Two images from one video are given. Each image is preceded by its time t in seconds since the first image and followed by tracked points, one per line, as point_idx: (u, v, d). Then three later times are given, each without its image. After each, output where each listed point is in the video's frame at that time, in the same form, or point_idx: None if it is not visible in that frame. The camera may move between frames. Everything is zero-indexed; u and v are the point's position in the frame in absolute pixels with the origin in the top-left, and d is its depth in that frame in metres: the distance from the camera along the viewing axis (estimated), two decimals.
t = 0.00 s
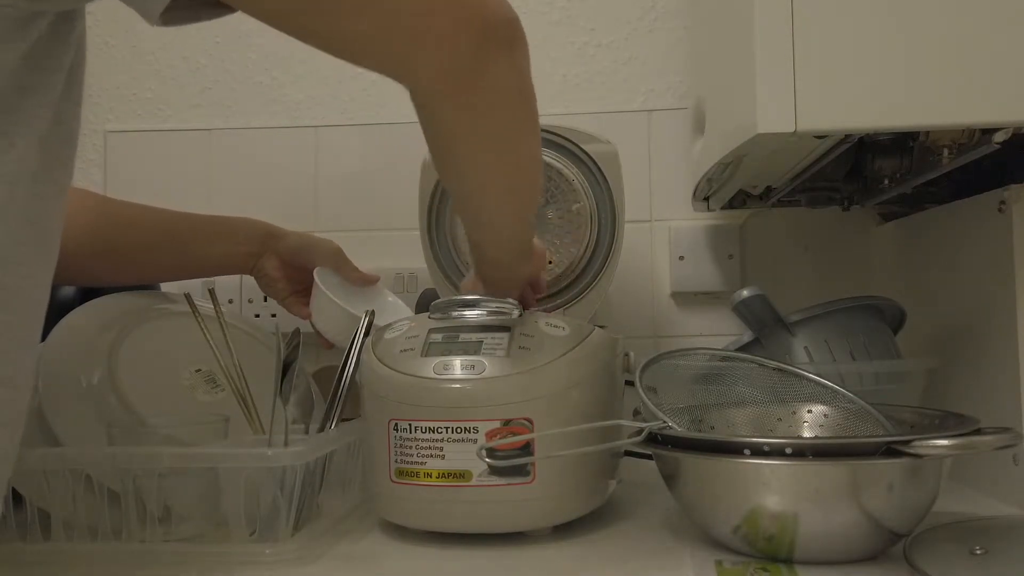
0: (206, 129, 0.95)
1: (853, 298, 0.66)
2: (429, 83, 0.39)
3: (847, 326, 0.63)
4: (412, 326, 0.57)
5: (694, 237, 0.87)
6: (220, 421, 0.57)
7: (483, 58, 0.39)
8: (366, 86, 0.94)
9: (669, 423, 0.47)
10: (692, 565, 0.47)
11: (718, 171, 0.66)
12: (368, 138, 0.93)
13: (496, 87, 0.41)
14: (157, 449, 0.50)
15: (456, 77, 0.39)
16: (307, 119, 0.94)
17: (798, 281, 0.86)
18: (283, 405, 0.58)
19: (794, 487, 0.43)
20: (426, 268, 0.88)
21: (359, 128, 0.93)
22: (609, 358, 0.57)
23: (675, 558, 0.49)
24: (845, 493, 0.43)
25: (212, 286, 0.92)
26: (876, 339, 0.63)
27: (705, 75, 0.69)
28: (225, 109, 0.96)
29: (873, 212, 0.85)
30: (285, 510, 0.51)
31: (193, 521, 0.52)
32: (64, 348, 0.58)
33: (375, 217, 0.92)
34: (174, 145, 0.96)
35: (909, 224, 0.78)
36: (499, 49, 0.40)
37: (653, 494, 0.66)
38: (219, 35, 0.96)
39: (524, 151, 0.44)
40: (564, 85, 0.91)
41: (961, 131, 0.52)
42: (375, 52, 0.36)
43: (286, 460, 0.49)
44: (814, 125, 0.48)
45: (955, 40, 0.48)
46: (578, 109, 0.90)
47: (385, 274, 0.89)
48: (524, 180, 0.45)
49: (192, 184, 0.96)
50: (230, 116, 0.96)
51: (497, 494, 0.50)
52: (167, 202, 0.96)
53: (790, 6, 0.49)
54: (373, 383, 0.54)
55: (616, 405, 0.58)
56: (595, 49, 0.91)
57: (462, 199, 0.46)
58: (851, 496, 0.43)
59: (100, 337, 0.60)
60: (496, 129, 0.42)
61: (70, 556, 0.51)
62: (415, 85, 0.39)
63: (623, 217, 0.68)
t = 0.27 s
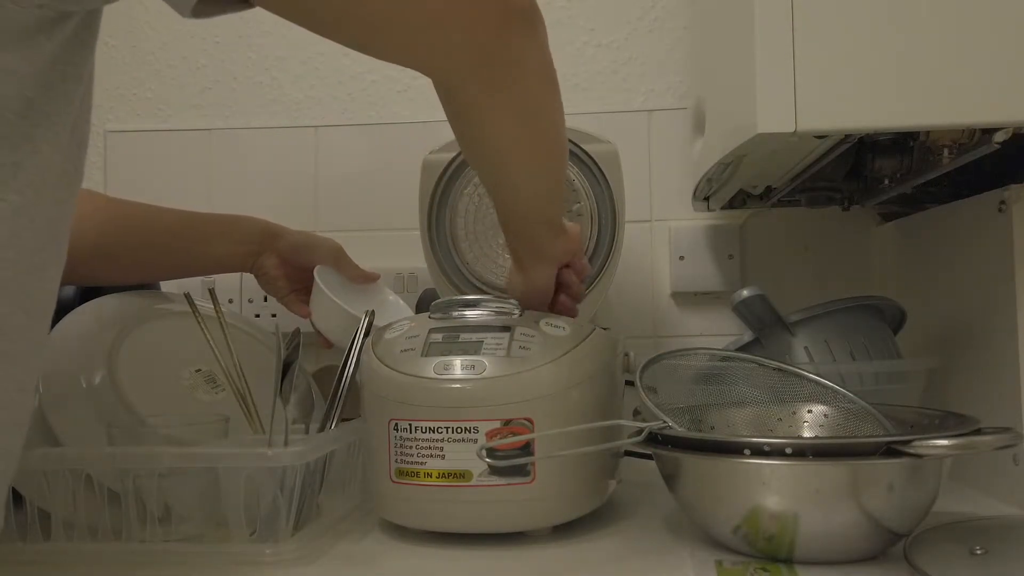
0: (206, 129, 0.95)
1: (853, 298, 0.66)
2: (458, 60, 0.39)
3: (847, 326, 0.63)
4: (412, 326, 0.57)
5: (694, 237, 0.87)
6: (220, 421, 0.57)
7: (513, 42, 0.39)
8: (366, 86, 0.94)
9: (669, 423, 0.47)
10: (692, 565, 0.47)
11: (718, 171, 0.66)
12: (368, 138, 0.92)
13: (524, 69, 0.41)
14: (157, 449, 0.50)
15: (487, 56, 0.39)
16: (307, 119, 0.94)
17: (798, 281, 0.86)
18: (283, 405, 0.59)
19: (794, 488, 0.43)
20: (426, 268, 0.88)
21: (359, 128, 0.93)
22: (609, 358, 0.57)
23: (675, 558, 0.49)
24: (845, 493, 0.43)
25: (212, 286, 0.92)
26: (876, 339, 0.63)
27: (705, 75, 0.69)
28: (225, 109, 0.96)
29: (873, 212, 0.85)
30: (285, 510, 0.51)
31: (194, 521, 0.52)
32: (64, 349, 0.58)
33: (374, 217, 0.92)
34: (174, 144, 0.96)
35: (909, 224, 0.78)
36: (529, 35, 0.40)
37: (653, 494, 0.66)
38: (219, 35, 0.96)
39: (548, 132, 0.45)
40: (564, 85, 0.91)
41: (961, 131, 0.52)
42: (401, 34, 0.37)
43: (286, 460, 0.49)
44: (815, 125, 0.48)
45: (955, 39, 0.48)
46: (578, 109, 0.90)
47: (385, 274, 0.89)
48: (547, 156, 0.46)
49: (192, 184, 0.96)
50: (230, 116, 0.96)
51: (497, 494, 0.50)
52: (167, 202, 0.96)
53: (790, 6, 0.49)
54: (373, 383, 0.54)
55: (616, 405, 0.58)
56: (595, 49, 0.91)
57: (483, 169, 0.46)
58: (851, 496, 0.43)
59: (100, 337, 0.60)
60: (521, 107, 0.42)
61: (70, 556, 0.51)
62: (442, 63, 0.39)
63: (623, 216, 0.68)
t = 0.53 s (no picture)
0: (206, 129, 0.95)
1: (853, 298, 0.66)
2: (457, 70, 0.40)
3: (847, 326, 0.63)
4: (412, 326, 0.57)
5: (694, 237, 0.87)
6: (220, 421, 0.57)
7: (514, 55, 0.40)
8: (366, 86, 0.94)
9: (669, 423, 0.47)
10: (692, 565, 0.47)
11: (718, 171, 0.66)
12: (368, 138, 0.92)
13: (526, 83, 0.42)
14: (157, 449, 0.50)
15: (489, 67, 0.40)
16: (308, 119, 0.94)
17: (799, 281, 0.86)
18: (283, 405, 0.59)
19: (794, 488, 0.43)
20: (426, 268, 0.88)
21: (359, 127, 0.93)
22: (609, 357, 0.57)
23: (675, 558, 0.49)
24: (845, 493, 0.43)
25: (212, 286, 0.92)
26: (876, 339, 0.63)
27: (705, 75, 0.69)
28: (225, 109, 0.96)
29: (873, 212, 0.85)
30: (285, 510, 0.51)
31: (194, 521, 0.52)
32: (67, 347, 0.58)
33: (374, 217, 0.92)
34: (174, 144, 0.96)
35: (909, 224, 0.78)
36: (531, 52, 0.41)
37: (653, 494, 0.66)
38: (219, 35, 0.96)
39: (550, 143, 0.45)
40: (564, 85, 0.91)
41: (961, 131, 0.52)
42: (405, 41, 0.38)
43: (286, 460, 0.49)
44: (815, 125, 0.48)
45: (955, 39, 0.48)
46: (578, 109, 0.90)
47: (385, 274, 0.88)
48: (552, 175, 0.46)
49: (192, 184, 0.96)
50: (230, 116, 0.96)
51: (497, 494, 0.50)
52: (167, 202, 0.96)
53: (790, 7, 0.49)
54: (373, 383, 0.54)
55: (616, 405, 0.58)
56: (595, 49, 0.91)
57: (488, 191, 0.46)
58: (851, 496, 0.43)
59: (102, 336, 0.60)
60: (523, 119, 0.43)
61: (71, 556, 0.51)
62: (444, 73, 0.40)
63: (623, 216, 0.68)
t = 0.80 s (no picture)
0: (206, 129, 0.95)
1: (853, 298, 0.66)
2: (454, 86, 0.40)
3: (847, 326, 0.63)
4: (412, 326, 0.57)
5: (694, 237, 0.87)
6: (219, 421, 0.57)
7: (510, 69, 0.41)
8: (366, 86, 0.94)
9: (668, 423, 0.47)
10: (692, 565, 0.47)
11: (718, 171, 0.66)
12: (368, 138, 0.92)
13: (522, 99, 0.42)
14: (157, 449, 0.50)
15: (486, 83, 0.40)
16: (308, 119, 0.94)
17: (799, 281, 0.86)
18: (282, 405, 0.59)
19: (794, 488, 0.43)
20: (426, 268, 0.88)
21: (359, 127, 0.93)
22: (609, 357, 0.57)
23: (675, 558, 0.49)
24: (845, 493, 0.43)
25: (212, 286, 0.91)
26: (876, 339, 0.63)
27: (705, 75, 0.69)
28: (225, 109, 0.96)
29: (873, 212, 0.85)
30: (285, 510, 0.51)
31: (193, 521, 0.52)
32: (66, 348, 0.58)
33: (374, 217, 0.92)
34: (174, 144, 0.96)
35: (909, 224, 0.78)
36: (528, 66, 0.42)
37: (653, 494, 0.66)
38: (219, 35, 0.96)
39: (547, 155, 0.45)
40: (564, 85, 0.91)
41: (961, 131, 0.52)
42: (403, 56, 0.38)
43: (286, 460, 0.49)
44: (815, 125, 0.48)
45: (954, 39, 0.48)
46: (578, 109, 0.90)
47: (384, 274, 0.88)
48: (551, 186, 0.46)
49: (192, 184, 0.96)
50: (230, 116, 0.96)
51: (497, 494, 0.50)
52: (167, 202, 0.96)
53: (790, 7, 0.49)
54: (373, 383, 0.54)
55: (616, 404, 0.58)
56: (595, 48, 0.91)
57: (483, 204, 0.47)
58: (851, 495, 0.43)
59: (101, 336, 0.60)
60: (520, 133, 0.43)
61: (71, 556, 0.51)
62: (442, 89, 0.40)
63: (622, 217, 0.68)
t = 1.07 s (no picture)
0: (206, 129, 0.95)
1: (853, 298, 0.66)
2: (457, 76, 0.40)
3: (847, 326, 0.63)
4: (411, 326, 0.57)
5: (694, 237, 0.87)
6: (219, 421, 0.57)
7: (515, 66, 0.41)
8: (366, 86, 0.94)
9: (669, 423, 0.47)
10: (692, 565, 0.47)
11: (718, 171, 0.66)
12: (368, 138, 0.92)
13: (527, 92, 0.42)
14: (157, 449, 0.50)
15: (488, 74, 0.40)
16: (308, 119, 0.94)
17: (799, 281, 0.86)
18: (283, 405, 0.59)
19: (794, 488, 0.43)
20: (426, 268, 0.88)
21: (359, 127, 0.93)
22: (609, 358, 0.57)
23: (675, 558, 0.49)
24: (846, 493, 0.43)
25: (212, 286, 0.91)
26: (876, 340, 0.63)
27: (705, 75, 0.69)
28: (225, 110, 0.96)
29: (873, 212, 0.85)
30: (285, 509, 0.51)
31: (193, 521, 0.52)
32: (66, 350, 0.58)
33: (374, 217, 0.92)
34: (174, 144, 0.96)
35: (909, 224, 0.78)
36: (535, 62, 0.41)
37: (653, 494, 0.66)
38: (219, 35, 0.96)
39: (553, 146, 0.45)
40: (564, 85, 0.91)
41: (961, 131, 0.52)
42: (404, 48, 0.38)
43: (286, 460, 0.49)
44: (815, 125, 0.48)
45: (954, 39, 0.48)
46: (578, 109, 0.90)
47: (384, 274, 0.88)
48: (555, 182, 0.46)
49: (192, 184, 0.96)
50: (231, 116, 0.96)
51: (497, 494, 0.50)
52: (167, 202, 0.96)
53: (790, 7, 0.49)
54: (373, 383, 0.54)
55: (615, 405, 0.58)
56: (595, 49, 0.91)
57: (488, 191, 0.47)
58: (851, 496, 0.43)
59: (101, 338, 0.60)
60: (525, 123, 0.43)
61: (70, 555, 0.51)
62: (443, 85, 0.41)
63: (622, 217, 0.68)
